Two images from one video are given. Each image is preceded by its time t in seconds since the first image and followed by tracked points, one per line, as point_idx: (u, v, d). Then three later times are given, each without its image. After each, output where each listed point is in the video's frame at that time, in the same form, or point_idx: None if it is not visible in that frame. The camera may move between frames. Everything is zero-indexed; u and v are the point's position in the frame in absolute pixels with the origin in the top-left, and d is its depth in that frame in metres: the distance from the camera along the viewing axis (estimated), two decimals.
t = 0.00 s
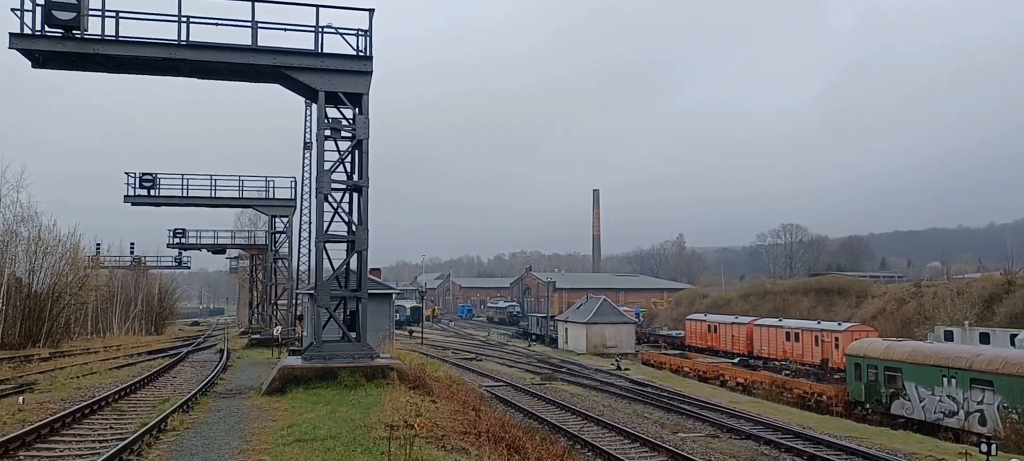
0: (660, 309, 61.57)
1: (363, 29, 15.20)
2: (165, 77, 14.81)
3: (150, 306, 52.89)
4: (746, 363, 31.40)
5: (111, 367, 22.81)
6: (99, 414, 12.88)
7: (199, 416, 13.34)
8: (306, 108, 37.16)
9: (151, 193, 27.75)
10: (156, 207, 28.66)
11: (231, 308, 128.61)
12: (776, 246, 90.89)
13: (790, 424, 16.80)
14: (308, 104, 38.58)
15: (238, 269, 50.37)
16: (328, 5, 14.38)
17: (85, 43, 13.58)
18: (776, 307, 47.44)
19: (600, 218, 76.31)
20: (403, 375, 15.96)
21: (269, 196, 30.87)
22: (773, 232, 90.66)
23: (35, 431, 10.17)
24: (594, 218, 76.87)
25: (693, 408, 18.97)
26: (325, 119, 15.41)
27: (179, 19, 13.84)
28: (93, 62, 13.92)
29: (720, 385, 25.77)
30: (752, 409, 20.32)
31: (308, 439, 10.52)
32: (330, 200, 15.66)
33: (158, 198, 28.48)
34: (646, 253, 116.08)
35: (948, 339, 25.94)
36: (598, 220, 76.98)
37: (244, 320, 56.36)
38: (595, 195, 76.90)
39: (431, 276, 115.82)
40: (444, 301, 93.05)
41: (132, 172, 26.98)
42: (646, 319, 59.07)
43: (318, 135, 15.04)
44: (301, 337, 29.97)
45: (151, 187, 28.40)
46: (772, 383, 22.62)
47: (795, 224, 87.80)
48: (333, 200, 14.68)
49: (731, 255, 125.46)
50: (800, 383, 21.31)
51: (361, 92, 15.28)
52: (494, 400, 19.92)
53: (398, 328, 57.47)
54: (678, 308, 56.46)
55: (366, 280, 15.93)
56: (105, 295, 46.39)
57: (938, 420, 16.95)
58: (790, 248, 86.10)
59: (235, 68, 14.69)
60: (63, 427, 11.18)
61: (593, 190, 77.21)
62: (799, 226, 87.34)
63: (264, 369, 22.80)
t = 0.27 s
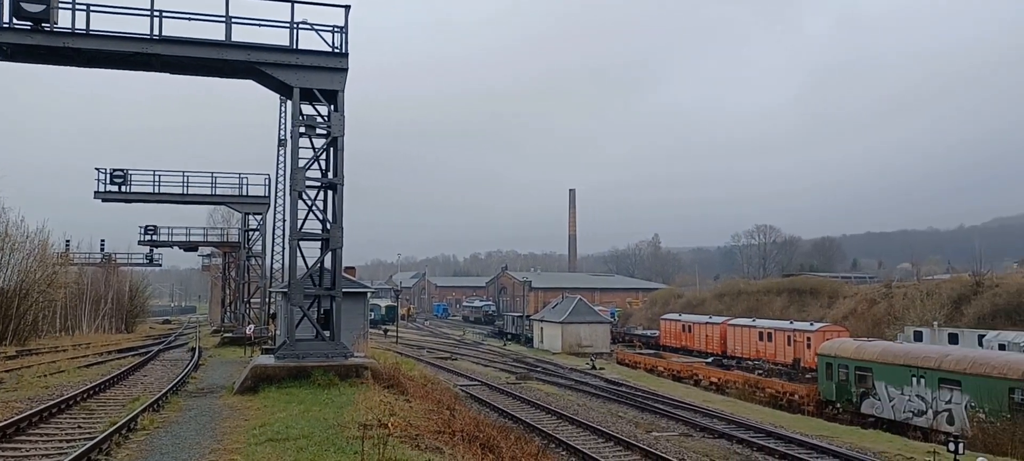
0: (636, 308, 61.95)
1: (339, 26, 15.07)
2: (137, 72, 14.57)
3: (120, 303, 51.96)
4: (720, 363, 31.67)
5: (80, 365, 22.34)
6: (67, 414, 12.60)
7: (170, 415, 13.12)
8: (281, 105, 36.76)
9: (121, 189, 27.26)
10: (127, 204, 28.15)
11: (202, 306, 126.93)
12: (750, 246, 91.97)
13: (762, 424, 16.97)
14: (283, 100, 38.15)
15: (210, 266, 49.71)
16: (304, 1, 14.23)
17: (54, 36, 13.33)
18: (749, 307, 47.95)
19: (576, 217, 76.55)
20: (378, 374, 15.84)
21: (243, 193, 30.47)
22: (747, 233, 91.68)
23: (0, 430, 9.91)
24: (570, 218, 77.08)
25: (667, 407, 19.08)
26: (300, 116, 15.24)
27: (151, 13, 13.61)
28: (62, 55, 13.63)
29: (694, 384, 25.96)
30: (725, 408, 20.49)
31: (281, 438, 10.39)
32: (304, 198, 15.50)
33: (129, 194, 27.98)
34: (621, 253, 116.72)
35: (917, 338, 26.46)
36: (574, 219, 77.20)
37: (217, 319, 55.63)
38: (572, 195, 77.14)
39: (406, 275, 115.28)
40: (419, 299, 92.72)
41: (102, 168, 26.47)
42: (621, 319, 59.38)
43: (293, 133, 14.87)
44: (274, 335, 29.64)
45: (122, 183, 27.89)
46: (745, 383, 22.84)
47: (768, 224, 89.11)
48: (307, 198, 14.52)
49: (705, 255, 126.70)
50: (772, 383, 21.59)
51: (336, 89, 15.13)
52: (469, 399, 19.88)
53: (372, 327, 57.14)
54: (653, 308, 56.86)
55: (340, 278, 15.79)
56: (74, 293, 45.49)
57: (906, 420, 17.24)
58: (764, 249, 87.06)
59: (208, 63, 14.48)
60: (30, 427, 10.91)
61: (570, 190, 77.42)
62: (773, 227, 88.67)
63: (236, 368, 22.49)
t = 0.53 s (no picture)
0: (611, 307, 62.26)
1: (314, 21, 14.93)
2: (107, 65, 14.31)
3: (89, 300, 51.00)
4: (693, 362, 31.91)
5: (47, 362, 21.88)
6: (33, 411, 12.34)
7: (139, 413, 12.91)
8: (255, 100, 36.30)
9: (91, 184, 26.75)
10: (96, 199, 27.63)
11: (173, 303, 125.03)
12: (724, 246, 92.81)
13: (735, 422, 17.14)
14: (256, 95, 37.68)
15: (182, 263, 48.99)
16: None
17: (22, 28, 13.06)
18: (723, 306, 48.38)
19: (552, 216, 76.69)
20: (351, 372, 15.71)
21: (215, 189, 30.04)
22: (722, 233, 92.45)
23: None
24: (546, 216, 77.19)
25: (641, 405, 19.19)
26: (274, 112, 15.07)
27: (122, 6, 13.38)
28: (30, 47, 13.35)
29: (667, 382, 26.14)
30: (699, 406, 20.66)
31: (252, 437, 10.26)
32: (277, 194, 15.34)
33: (99, 189, 27.46)
34: (597, 252, 117.17)
35: (888, 338, 26.90)
36: (550, 218, 77.32)
37: (188, 316, 54.87)
38: (548, 194, 77.26)
39: (381, 273, 114.58)
40: (394, 297, 92.24)
41: (71, 162, 25.94)
42: (596, 317, 59.62)
43: (266, 128, 14.70)
44: (247, 333, 29.29)
45: (92, 178, 27.36)
46: (718, 381, 23.05)
47: (742, 224, 89.94)
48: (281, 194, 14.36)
49: (680, 255, 127.66)
50: (745, 381, 21.83)
51: (311, 85, 14.97)
52: (443, 397, 19.81)
53: (347, 325, 56.73)
54: (628, 306, 57.17)
55: (314, 275, 15.64)
56: (41, 289, 44.54)
57: (876, 418, 17.52)
58: (738, 248, 87.83)
59: (181, 57, 14.26)
60: None
61: (546, 189, 77.52)
62: (747, 227, 89.45)
63: (207, 366, 22.20)
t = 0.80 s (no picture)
0: (583, 305, 62.50)
1: (286, 14, 14.75)
2: (74, 57, 14.02)
3: (54, 296, 49.89)
4: (665, 359, 32.18)
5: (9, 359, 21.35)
6: None
7: (104, 411, 12.65)
8: (225, 94, 35.78)
9: (56, 178, 26.17)
10: (62, 193, 27.04)
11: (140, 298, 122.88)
12: (696, 245, 93.66)
13: (705, 419, 17.30)
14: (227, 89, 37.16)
15: (150, 258, 48.17)
16: None
17: None
18: (694, 304, 48.85)
19: (526, 214, 76.77)
20: (322, 369, 15.56)
21: (185, 184, 29.56)
22: (694, 232, 93.30)
23: None
24: (520, 214, 77.23)
25: (613, 402, 19.30)
26: (244, 106, 14.86)
27: None
28: None
29: (639, 380, 26.33)
30: (670, 403, 20.84)
31: (220, 434, 10.11)
32: (247, 189, 15.13)
33: (65, 183, 26.87)
34: (570, 250, 117.57)
35: (855, 336, 27.36)
36: (523, 216, 77.37)
37: (157, 312, 53.96)
38: (521, 191, 77.31)
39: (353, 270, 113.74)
40: (366, 294, 91.64)
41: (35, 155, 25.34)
42: (569, 315, 59.83)
43: (236, 123, 14.49)
44: (216, 329, 28.89)
45: (58, 172, 26.76)
46: (689, 378, 23.27)
47: (714, 223, 90.77)
48: (251, 189, 14.16)
49: (652, 253, 128.62)
50: (715, 378, 22.07)
51: (282, 79, 14.77)
52: (415, 395, 19.73)
53: (318, 322, 56.27)
54: (600, 304, 57.47)
55: (284, 271, 15.46)
56: (3, 284, 43.46)
57: (843, 415, 17.81)
58: (710, 247, 88.69)
59: (149, 50, 14.01)
60: None
61: (520, 186, 77.56)
62: (719, 226, 90.26)
63: (176, 362, 21.85)
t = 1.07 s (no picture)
0: (553, 301, 62.67)
1: (254, 7, 14.52)
2: (34, 47, 13.67)
3: (12, 292, 48.56)
4: (633, 356, 32.43)
5: None
6: None
7: (65, 408, 12.33)
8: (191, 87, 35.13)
9: (15, 171, 25.47)
10: (21, 186, 26.32)
11: (102, 294, 120.21)
12: (665, 242, 94.48)
13: (673, 415, 17.46)
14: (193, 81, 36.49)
15: (113, 253, 47.15)
16: None
17: None
18: (663, 301, 49.29)
19: (496, 210, 76.73)
20: (288, 366, 15.36)
21: (149, 178, 28.97)
22: (663, 229, 94.07)
23: None
24: (490, 211, 77.15)
25: (582, 399, 19.38)
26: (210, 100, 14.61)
27: None
28: None
29: (608, 376, 26.51)
30: (639, 400, 20.99)
31: (184, 431, 9.92)
32: (213, 184, 14.88)
33: (24, 176, 26.16)
34: (540, 246, 117.80)
35: (819, 333, 27.85)
36: (494, 212, 77.30)
37: (120, 308, 52.85)
38: (492, 188, 77.23)
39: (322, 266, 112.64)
40: (335, 290, 90.81)
41: None
42: (538, 312, 59.96)
43: (202, 116, 14.23)
44: (181, 326, 28.39)
45: (16, 165, 26.04)
46: (657, 375, 23.49)
47: (683, 221, 91.55)
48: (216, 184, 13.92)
49: (622, 250, 129.45)
50: (683, 375, 22.30)
51: (249, 73, 14.54)
52: (384, 391, 19.60)
53: (286, 318, 55.64)
54: (570, 301, 57.71)
55: (251, 267, 15.24)
56: None
57: (807, 410, 18.12)
58: (679, 245, 89.52)
59: (112, 41, 13.71)
60: None
61: (490, 183, 77.48)
62: (687, 224, 91.11)
63: (139, 359, 21.42)
